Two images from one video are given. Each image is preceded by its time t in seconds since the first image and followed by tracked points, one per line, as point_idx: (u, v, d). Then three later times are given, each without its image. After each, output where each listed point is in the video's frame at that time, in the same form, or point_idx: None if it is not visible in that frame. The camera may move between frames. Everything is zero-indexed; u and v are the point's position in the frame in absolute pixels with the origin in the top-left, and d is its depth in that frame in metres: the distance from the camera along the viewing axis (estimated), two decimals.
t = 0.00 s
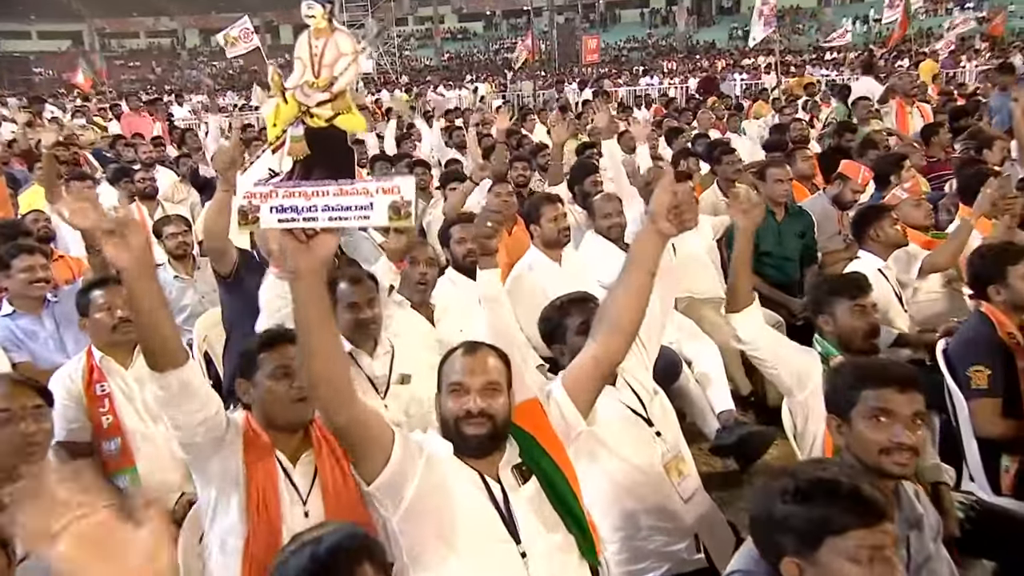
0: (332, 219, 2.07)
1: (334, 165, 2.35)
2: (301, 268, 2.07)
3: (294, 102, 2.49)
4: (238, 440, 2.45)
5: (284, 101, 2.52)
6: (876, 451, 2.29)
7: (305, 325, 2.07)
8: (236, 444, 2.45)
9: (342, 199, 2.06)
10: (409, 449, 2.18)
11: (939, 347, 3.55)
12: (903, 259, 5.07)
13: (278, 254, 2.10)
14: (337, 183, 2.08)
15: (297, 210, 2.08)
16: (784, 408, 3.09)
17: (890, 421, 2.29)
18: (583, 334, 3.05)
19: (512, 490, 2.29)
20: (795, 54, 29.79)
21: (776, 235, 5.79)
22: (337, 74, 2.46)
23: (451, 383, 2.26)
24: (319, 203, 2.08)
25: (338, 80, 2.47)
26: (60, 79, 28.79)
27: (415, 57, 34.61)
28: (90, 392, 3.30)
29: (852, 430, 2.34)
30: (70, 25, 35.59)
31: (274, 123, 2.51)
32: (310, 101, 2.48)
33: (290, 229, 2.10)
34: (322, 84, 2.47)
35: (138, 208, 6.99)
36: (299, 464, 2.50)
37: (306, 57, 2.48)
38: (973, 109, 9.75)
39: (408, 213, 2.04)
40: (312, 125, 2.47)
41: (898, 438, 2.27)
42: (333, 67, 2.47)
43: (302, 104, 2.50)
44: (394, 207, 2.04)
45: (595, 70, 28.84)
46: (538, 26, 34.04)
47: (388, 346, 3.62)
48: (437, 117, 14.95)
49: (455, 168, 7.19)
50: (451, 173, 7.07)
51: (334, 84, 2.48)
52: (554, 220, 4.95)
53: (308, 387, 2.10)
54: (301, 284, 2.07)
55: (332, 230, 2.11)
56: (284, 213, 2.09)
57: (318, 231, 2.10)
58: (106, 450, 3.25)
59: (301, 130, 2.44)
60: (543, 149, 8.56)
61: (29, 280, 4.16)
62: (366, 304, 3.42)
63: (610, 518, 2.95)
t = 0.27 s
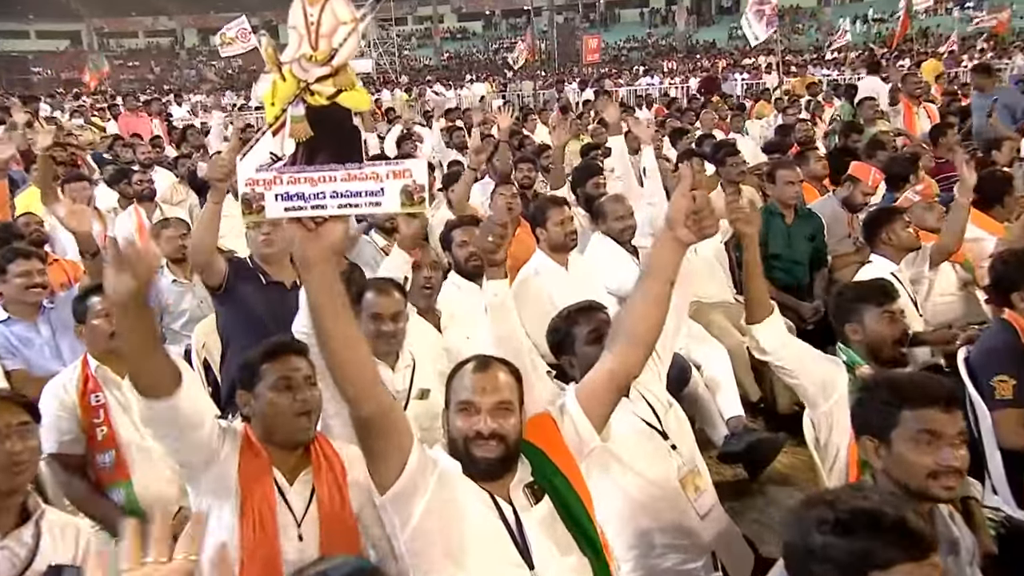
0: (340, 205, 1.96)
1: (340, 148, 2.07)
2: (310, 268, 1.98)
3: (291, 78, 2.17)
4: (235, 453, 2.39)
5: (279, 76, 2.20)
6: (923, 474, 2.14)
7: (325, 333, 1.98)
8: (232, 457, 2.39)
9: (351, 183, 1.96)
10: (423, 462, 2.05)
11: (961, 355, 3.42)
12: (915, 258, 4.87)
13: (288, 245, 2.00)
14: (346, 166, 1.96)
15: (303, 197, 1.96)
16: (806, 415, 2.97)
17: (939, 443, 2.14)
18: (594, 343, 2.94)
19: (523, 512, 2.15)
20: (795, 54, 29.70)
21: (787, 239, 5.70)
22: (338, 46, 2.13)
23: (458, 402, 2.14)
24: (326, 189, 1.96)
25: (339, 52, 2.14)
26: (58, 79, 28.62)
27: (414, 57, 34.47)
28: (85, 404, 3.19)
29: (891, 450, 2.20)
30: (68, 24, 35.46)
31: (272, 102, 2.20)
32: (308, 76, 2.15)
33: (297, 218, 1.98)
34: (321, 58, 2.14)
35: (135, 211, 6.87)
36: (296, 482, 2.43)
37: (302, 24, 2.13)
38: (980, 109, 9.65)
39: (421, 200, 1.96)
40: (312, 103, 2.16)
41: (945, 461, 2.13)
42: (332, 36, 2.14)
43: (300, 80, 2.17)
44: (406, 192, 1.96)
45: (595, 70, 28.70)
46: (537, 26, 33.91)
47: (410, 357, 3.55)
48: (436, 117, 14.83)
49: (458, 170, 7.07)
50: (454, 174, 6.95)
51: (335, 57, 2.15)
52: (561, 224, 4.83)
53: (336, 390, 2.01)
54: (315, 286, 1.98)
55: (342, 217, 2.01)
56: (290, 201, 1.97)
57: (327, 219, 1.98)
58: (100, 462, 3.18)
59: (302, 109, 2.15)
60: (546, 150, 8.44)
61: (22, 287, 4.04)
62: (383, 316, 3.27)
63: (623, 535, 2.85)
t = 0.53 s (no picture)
0: (345, 215, 1.87)
1: (344, 153, 1.96)
2: (316, 291, 1.83)
3: (292, 80, 2.07)
4: (237, 479, 2.27)
5: (277, 81, 2.09)
6: (981, 505, 1.97)
7: (330, 354, 1.84)
8: (235, 484, 2.26)
9: (354, 190, 1.88)
10: (436, 485, 1.92)
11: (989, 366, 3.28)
12: (930, 259, 4.63)
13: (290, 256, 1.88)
14: (349, 173, 1.88)
15: (307, 207, 1.87)
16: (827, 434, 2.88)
17: (996, 472, 1.97)
18: (603, 361, 2.80)
19: (544, 539, 2.02)
20: (795, 54, 29.62)
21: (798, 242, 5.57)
22: (340, 44, 2.06)
23: (475, 421, 2.02)
24: (330, 198, 1.88)
25: (340, 50, 2.06)
26: (57, 79, 28.52)
27: (413, 56, 34.34)
28: (82, 416, 3.03)
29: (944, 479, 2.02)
30: (68, 24, 35.49)
31: (272, 107, 2.09)
32: (309, 78, 2.07)
33: (300, 230, 1.87)
34: (322, 57, 2.06)
35: (133, 214, 6.73)
36: (298, 511, 2.33)
37: (301, 26, 2.07)
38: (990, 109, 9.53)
39: (429, 205, 1.90)
40: (314, 106, 2.06)
41: (1002, 490, 1.96)
42: (334, 36, 2.07)
43: (301, 82, 2.07)
44: (414, 199, 1.87)
45: (595, 70, 28.57)
46: (536, 26, 33.79)
47: (420, 371, 3.45)
48: (437, 117, 14.70)
49: (461, 172, 6.95)
50: (457, 176, 6.83)
51: (336, 58, 2.07)
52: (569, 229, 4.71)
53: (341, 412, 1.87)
54: (318, 307, 1.83)
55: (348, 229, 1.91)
56: (293, 211, 1.88)
57: (331, 229, 1.87)
58: (96, 478, 3.04)
59: (303, 113, 2.04)
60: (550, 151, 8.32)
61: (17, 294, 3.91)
62: (398, 329, 3.23)
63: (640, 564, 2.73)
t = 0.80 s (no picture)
0: (367, 221, 1.74)
1: (369, 159, 1.82)
2: (334, 315, 1.73)
3: (316, 84, 1.90)
4: (235, 490, 2.15)
5: (299, 84, 1.92)
6: None
7: (342, 379, 1.73)
8: (232, 494, 2.14)
9: (378, 196, 1.75)
10: (451, 518, 1.81)
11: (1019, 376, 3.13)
12: (949, 264, 4.42)
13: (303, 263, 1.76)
14: (373, 177, 1.75)
15: (323, 210, 1.74)
16: (863, 442, 2.75)
17: None
18: (613, 391, 2.58)
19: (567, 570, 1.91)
20: (795, 54, 29.52)
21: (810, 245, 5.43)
22: (371, 50, 1.90)
23: (498, 448, 1.91)
24: (351, 203, 1.75)
25: (371, 58, 1.90)
26: (55, 79, 28.39)
27: (412, 56, 34.20)
28: (79, 430, 2.84)
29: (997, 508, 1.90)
30: (66, 24, 35.35)
31: (293, 109, 1.92)
32: (334, 82, 1.91)
33: (317, 236, 1.75)
34: (349, 62, 1.90)
35: (131, 216, 6.61)
36: (305, 525, 2.18)
37: (328, 29, 1.91)
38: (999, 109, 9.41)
39: (457, 216, 1.77)
40: (338, 110, 1.91)
41: None
42: (362, 41, 1.91)
43: (326, 86, 1.91)
44: (441, 206, 1.75)
45: (595, 69, 28.45)
46: (535, 26, 33.67)
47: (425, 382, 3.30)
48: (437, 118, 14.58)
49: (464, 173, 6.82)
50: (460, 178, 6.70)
51: (364, 62, 1.91)
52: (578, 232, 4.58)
53: (347, 439, 1.77)
54: (337, 332, 1.73)
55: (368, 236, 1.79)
56: (310, 216, 1.75)
57: (350, 236, 1.75)
58: (92, 494, 2.86)
59: (327, 118, 1.89)
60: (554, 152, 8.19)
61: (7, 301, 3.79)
62: (404, 337, 3.09)
63: None
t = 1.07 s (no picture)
0: (384, 226, 1.67)
1: (383, 154, 1.72)
2: (355, 326, 1.68)
3: (325, 72, 1.77)
4: (237, 520, 2.02)
5: (305, 74, 1.78)
6: None
7: (363, 389, 1.68)
8: (234, 528, 2.00)
9: (394, 198, 1.68)
10: (469, 543, 1.74)
11: None
12: (969, 268, 4.31)
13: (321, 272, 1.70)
14: (390, 177, 1.68)
15: (340, 215, 1.67)
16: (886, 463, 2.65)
17: None
18: (629, 412, 2.47)
19: None
20: (795, 53, 29.42)
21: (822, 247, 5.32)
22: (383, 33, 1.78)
23: (516, 471, 1.82)
24: (367, 205, 1.67)
25: (383, 39, 1.78)
26: (52, 78, 28.23)
27: (411, 56, 34.06)
28: (75, 444, 2.75)
29: None
30: (64, 23, 35.17)
31: (299, 102, 1.77)
32: (344, 69, 1.77)
33: (332, 242, 1.68)
34: (360, 47, 1.78)
35: (128, 218, 6.49)
36: (303, 562, 2.08)
37: (334, 8, 1.77)
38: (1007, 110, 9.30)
39: (480, 214, 1.71)
40: (348, 101, 1.77)
41: None
42: (372, 21, 1.78)
43: (334, 74, 1.77)
44: (464, 208, 1.69)
45: (595, 69, 28.32)
46: (534, 25, 33.53)
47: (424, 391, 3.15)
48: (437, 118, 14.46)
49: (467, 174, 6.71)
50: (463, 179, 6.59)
51: (375, 46, 1.78)
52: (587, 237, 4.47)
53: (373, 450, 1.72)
54: (358, 344, 1.68)
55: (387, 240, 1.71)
56: (324, 221, 1.67)
57: (368, 241, 1.69)
58: (87, 513, 2.75)
59: (338, 110, 1.76)
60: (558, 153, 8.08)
61: None
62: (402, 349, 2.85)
63: None
